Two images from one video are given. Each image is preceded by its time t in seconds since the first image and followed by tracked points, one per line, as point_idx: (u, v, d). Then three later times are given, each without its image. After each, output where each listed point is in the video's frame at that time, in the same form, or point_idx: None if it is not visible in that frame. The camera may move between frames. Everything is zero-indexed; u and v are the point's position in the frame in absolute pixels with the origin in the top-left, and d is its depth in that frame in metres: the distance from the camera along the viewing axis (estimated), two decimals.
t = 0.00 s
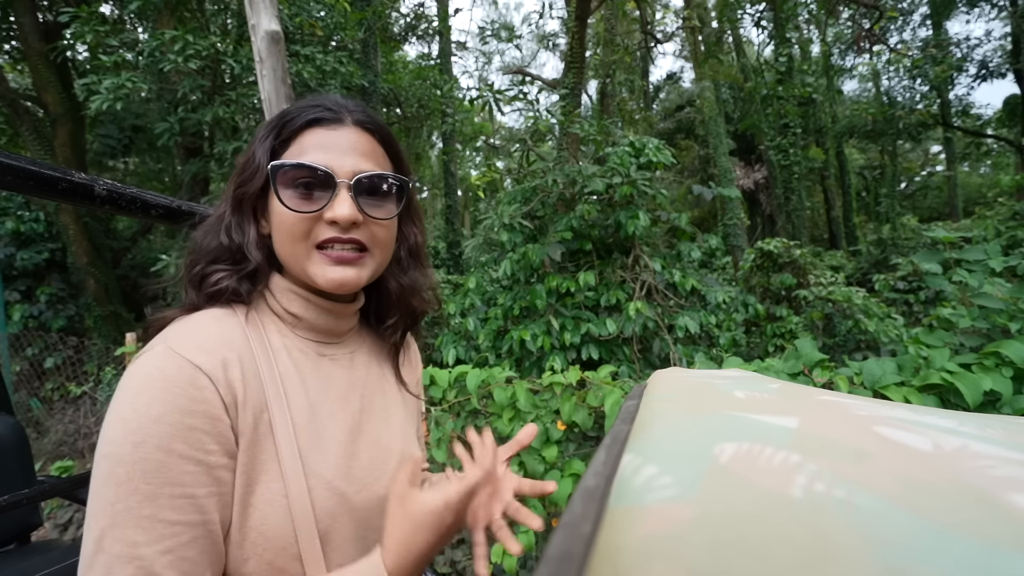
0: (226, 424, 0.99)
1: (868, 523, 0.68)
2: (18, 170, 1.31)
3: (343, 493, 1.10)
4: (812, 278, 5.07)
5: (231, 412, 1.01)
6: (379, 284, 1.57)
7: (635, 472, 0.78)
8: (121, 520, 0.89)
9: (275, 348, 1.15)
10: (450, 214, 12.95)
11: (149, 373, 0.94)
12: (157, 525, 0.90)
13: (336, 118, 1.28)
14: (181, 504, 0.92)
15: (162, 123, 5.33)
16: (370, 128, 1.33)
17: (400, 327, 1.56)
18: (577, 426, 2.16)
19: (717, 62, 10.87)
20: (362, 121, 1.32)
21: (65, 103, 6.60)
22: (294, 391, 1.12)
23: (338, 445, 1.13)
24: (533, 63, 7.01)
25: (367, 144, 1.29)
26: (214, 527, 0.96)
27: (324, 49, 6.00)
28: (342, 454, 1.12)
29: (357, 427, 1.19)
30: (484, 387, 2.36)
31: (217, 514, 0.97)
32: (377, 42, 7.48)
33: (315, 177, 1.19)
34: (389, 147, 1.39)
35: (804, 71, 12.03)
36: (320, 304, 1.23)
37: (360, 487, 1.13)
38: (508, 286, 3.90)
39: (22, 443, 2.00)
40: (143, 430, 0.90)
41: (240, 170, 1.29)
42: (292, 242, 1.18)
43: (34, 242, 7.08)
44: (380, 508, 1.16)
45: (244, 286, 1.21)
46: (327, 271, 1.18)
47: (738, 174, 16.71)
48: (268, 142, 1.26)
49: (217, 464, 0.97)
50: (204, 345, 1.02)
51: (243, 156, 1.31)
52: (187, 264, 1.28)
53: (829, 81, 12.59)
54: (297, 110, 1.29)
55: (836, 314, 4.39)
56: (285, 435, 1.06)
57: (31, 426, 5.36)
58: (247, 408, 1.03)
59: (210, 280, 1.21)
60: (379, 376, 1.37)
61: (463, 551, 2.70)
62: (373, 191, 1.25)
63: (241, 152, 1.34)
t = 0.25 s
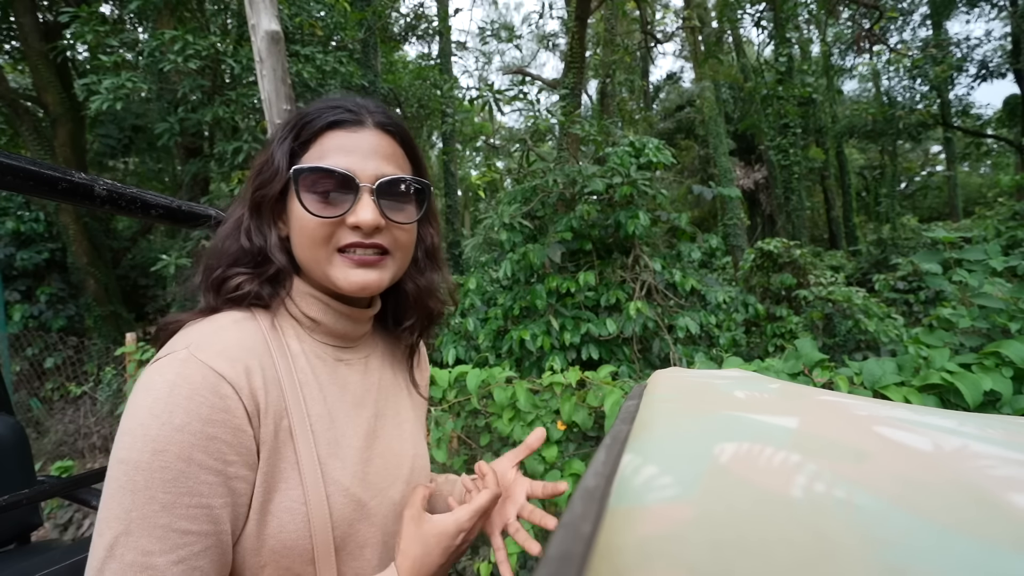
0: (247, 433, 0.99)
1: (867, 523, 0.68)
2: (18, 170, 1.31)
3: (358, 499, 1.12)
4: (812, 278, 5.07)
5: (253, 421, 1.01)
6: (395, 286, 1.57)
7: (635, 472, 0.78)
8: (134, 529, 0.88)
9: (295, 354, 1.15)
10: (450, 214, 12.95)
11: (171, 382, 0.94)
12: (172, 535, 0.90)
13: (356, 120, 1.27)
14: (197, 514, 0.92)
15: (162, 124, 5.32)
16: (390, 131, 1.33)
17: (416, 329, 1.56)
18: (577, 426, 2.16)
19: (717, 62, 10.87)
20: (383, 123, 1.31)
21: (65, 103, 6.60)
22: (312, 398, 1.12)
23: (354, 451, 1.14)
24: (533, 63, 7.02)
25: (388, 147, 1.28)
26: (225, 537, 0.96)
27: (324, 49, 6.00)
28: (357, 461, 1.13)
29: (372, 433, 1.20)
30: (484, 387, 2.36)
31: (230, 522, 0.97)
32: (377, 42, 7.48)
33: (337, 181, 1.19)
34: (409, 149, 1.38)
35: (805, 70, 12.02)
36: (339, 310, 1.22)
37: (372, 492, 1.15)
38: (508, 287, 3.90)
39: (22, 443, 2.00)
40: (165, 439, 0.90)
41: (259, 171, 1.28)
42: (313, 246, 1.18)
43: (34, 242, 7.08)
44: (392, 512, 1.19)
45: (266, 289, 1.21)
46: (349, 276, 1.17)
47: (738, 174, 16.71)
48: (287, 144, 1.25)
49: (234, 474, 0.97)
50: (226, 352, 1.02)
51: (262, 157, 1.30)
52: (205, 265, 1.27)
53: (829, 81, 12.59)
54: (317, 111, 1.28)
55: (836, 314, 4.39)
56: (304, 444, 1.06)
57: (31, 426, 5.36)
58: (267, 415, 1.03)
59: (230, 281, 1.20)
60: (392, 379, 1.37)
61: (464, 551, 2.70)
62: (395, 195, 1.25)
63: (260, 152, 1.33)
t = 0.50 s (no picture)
0: (255, 436, 0.99)
1: (868, 523, 0.68)
2: (18, 170, 1.31)
3: (364, 502, 1.12)
4: (812, 278, 5.07)
5: (261, 424, 1.01)
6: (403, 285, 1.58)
7: (635, 472, 0.78)
8: (143, 532, 0.88)
9: (302, 356, 1.15)
10: (450, 214, 12.95)
11: (180, 384, 0.93)
12: (181, 538, 0.90)
13: (366, 118, 1.28)
14: (206, 518, 0.92)
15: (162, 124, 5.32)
16: (399, 128, 1.34)
17: (425, 328, 1.57)
18: (577, 426, 2.16)
19: (717, 62, 10.88)
20: (392, 122, 1.32)
21: (65, 103, 6.60)
22: (319, 401, 1.12)
23: (360, 454, 1.13)
24: (533, 63, 7.01)
25: (397, 144, 1.29)
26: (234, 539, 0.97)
27: (324, 49, 6.00)
28: (363, 463, 1.13)
29: (377, 435, 1.20)
30: (484, 387, 2.36)
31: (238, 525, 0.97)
32: (377, 42, 7.49)
33: (348, 179, 1.20)
34: (416, 149, 1.40)
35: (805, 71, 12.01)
36: (348, 311, 1.22)
37: (378, 495, 1.15)
38: (508, 287, 3.90)
39: (22, 443, 2.00)
40: (174, 442, 0.90)
41: (267, 171, 1.29)
42: (324, 244, 1.18)
43: (34, 242, 7.08)
44: (396, 514, 1.19)
45: (274, 291, 1.21)
46: (362, 274, 1.18)
47: (738, 174, 16.70)
48: (296, 143, 1.26)
49: (243, 475, 0.97)
50: (235, 354, 1.01)
51: (270, 156, 1.30)
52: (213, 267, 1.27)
53: (829, 81, 12.59)
54: (326, 110, 1.29)
55: (836, 314, 4.38)
56: (312, 447, 1.06)
57: (31, 426, 5.36)
58: (276, 418, 1.03)
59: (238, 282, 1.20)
60: (397, 380, 1.37)
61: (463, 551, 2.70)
62: (405, 193, 1.26)
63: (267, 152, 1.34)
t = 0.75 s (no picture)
0: (249, 434, 0.99)
1: (868, 522, 0.68)
2: (18, 170, 1.31)
3: (361, 499, 1.11)
4: (812, 278, 5.07)
5: (255, 422, 1.01)
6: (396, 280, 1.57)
7: (636, 472, 0.78)
8: (137, 531, 0.88)
9: (297, 354, 1.15)
10: (450, 214, 12.96)
11: (173, 384, 0.94)
12: (175, 536, 0.90)
13: (353, 112, 1.30)
14: (201, 516, 0.92)
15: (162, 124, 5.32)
16: (386, 122, 1.35)
17: (419, 322, 1.57)
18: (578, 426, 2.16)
19: (717, 62, 10.88)
20: (378, 115, 1.33)
21: (65, 103, 6.61)
22: (314, 399, 1.12)
23: (356, 451, 1.14)
24: (533, 64, 7.02)
25: (385, 136, 1.31)
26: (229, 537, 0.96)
27: (324, 49, 6.00)
28: (359, 460, 1.13)
29: (373, 431, 1.20)
30: (484, 387, 2.36)
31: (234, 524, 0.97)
32: (377, 42, 7.49)
33: (340, 171, 1.20)
34: (403, 142, 1.42)
35: (805, 71, 12.00)
36: (341, 308, 1.23)
37: (374, 492, 1.14)
38: (508, 287, 3.90)
39: (22, 443, 2.00)
40: (168, 440, 0.90)
41: (256, 170, 1.28)
42: (319, 238, 1.18)
43: (34, 242, 7.07)
44: (394, 510, 1.18)
45: (265, 291, 1.20)
46: (358, 267, 1.18)
47: (738, 174, 16.70)
48: (285, 139, 1.26)
49: (237, 473, 0.97)
50: (228, 353, 1.02)
51: (257, 155, 1.30)
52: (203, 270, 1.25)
53: (829, 81, 12.58)
54: (313, 105, 1.30)
55: (836, 314, 4.38)
56: (307, 444, 1.06)
57: (31, 426, 5.35)
58: (270, 415, 1.03)
59: (229, 283, 1.19)
60: (393, 377, 1.37)
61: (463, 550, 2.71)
62: (398, 184, 1.27)
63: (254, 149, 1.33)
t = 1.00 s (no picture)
0: (237, 440, 1.00)
1: (868, 522, 0.68)
2: (18, 170, 1.31)
3: (359, 492, 1.09)
4: (811, 278, 5.07)
5: (243, 426, 1.02)
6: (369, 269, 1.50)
7: (635, 472, 0.78)
8: (126, 543, 0.89)
9: (283, 353, 1.14)
10: (450, 214, 12.97)
11: (157, 396, 0.96)
12: (164, 546, 0.91)
13: (309, 101, 1.27)
14: (189, 524, 0.93)
15: (162, 123, 5.32)
16: (343, 109, 1.34)
17: (394, 308, 1.48)
18: (577, 426, 2.16)
19: (717, 62, 10.88)
20: (335, 102, 1.32)
21: (65, 103, 6.61)
22: (302, 396, 1.10)
23: (350, 443, 1.11)
24: (532, 63, 7.02)
25: (346, 123, 1.29)
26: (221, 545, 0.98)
27: (324, 49, 6.00)
28: (354, 452, 1.10)
29: (368, 423, 1.17)
30: (484, 387, 2.36)
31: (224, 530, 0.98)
32: (377, 42, 7.49)
33: (308, 162, 1.18)
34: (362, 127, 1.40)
35: (805, 71, 12.00)
36: (321, 302, 1.20)
37: (374, 483, 1.12)
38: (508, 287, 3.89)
39: (22, 444, 1.99)
40: (153, 451, 0.92)
41: (215, 171, 1.23)
42: (297, 231, 1.16)
43: (34, 242, 7.07)
44: (394, 498, 1.16)
45: (238, 297, 1.17)
46: (341, 258, 1.18)
47: (738, 174, 16.71)
48: (242, 137, 1.22)
49: (225, 481, 0.98)
50: (211, 361, 1.03)
51: (213, 157, 1.24)
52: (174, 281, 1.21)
53: (829, 81, 12.58)
54: (267, 99, 1.26)
55: (836, 314, 4.39)
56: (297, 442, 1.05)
57: (31, 426, 5.36)
58: (259, 417, 1.04)
59: (202, 293, 1.16)
60: (381, 367, 1.32)
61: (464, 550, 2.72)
62: (367, 170, 1.26)
63: (209, 149, 1.27)
